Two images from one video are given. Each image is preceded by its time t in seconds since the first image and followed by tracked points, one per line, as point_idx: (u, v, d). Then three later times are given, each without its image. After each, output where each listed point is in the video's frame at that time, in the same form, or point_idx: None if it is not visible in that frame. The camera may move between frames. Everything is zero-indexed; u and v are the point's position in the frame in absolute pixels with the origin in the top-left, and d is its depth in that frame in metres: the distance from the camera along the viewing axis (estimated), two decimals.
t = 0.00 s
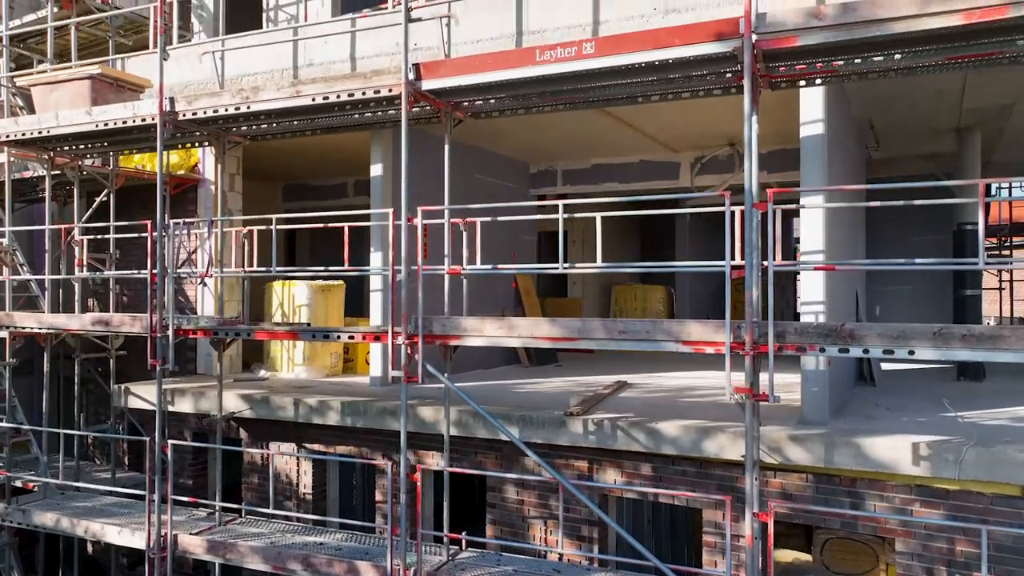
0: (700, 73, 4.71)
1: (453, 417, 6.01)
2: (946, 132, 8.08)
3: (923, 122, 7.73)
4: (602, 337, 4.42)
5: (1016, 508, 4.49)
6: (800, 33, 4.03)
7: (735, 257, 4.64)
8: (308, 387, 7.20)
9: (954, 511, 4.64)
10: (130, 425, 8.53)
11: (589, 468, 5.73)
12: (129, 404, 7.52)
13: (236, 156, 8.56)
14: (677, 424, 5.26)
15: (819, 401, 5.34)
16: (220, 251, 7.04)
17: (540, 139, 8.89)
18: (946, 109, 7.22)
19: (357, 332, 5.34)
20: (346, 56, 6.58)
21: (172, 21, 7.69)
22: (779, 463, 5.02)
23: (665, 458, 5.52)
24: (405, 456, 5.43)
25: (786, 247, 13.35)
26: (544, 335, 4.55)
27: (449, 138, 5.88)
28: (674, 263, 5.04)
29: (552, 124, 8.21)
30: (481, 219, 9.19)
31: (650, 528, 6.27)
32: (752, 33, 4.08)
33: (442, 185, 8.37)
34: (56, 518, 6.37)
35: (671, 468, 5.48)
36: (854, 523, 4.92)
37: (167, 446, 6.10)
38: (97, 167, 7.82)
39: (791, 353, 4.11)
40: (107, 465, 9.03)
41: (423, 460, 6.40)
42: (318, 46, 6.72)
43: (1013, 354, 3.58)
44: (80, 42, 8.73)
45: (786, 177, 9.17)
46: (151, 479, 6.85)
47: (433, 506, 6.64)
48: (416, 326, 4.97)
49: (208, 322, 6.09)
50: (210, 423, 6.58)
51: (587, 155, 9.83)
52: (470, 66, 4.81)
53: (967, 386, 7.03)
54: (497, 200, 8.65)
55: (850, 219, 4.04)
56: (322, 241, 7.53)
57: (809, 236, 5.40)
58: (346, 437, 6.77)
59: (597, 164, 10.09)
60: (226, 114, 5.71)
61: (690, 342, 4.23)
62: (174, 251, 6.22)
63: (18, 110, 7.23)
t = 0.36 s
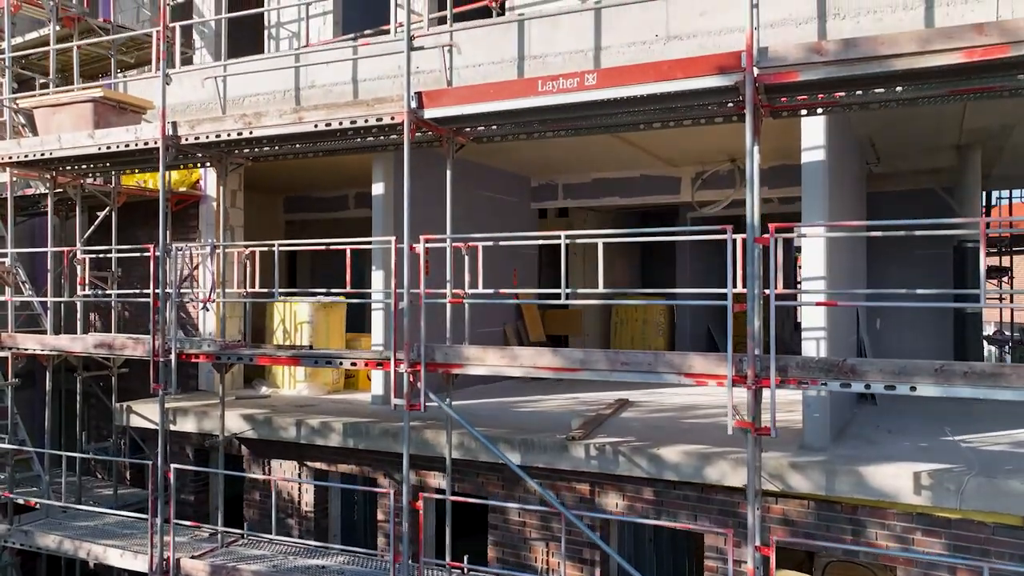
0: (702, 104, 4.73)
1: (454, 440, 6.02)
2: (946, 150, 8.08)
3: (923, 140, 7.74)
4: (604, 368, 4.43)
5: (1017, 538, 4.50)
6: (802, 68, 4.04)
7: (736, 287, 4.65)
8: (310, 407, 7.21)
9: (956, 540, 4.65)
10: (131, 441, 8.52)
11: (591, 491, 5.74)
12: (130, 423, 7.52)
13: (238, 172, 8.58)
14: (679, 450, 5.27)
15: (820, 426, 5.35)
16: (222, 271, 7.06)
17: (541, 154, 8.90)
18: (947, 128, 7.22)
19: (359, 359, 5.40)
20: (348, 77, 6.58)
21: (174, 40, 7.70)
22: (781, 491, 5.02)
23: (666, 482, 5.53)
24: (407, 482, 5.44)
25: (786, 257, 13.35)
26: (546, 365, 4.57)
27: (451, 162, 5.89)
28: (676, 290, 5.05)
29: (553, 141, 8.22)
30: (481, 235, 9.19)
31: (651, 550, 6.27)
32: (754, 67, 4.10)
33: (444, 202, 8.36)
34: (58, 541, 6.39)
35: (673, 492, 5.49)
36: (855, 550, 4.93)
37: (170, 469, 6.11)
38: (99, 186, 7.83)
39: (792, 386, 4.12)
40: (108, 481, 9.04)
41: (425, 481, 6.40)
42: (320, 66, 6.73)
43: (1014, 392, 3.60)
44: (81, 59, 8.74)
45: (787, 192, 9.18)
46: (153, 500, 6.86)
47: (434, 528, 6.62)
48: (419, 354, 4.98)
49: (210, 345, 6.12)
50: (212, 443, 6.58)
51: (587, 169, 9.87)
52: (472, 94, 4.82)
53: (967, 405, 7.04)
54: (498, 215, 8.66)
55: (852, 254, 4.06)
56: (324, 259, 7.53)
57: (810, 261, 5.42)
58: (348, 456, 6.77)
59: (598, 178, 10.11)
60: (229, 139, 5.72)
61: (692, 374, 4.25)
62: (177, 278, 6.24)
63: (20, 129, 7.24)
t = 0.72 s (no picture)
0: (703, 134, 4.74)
1: (454, 465, 6.01)
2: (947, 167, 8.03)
3: (924, 158, 7.69)
4: (605, 401, 4.43)
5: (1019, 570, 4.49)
6: (803, 103, 4.05)
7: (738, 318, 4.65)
8: (310, 427, 7.20)
9: (958, 571, 4.64)
10: (131, 458, 8.53)
11: (592, 515, 5.73)
12: (131, 442, 7.51)
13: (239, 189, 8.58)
14: (680, 478, 5.27)
15: (821, 453, 5.34)
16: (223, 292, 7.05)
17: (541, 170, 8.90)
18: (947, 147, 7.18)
19: (360, 386, 5.40)
20: (348, 99, 6.58)
21: (175, 59, 7.70)
22: (782, 519, 5.02)
23: (668, 508, 5.52)
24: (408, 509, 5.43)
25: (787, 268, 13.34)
26: (548, 397, 4.57)
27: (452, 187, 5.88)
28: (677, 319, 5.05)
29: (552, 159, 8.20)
30: (482, 250, 9.19)
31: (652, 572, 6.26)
32: (756, 102, 4.10)
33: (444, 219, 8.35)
34: (59, 564, 6.39)
35: (673, 518, 5.48)
36: None
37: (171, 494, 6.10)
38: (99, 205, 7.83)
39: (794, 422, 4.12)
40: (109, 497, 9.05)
41: (425, 502, 6.38)
42: (320, 87, 6.71)
43: (1016, 431, 3.60)
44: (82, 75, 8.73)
45: (787, 209, 9.17)
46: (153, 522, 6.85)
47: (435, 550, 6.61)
48: (420, 383, 4.98)
49: (211, 368, 6.12)
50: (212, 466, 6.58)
51: (587, 185, 9.87)
52: (473, 124, 4.82)
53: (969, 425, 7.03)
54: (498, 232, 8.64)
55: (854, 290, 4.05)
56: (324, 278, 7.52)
57: (811, 288, 5.41)
58: (348, 476, 6.77)
59: (598, 193, 10.11)
60: (229, 164, 5.72)
61: (694, 408, 4.25)
62: (177, 302, 6.24)
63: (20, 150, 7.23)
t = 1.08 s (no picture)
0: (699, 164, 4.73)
1: (451, 487, 6.00)
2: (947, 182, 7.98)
3: (922, 174, 7.64)
4: (601, 431, 4.43)
5: None
6: (799, 135, 4.03)
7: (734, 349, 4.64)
8: (308, 445, 7.19)
9: None
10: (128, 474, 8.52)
11: (588, 537, 5.72)
12: (128, 460, 7.50)
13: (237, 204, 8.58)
14: (676, 503, 5.27)
15: (818, 478, 5.33)
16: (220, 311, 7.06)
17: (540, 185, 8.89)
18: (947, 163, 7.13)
19: (356, 411, 5.39)
20: (345, 119, 6.56)
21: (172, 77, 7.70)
22: (779, 546, 5.01)
23: (664, 532, 5.51)
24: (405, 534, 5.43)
25: (785, 278, 13.32)
26: (544, 426, 4.57)
27: (449, 210, 5.87)
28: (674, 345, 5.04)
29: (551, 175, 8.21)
30: (479, 265, 9.18)
31: None
32: (752, 133, 4.10)
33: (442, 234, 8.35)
34: None
35: (670, 542, 5.48)
36: None
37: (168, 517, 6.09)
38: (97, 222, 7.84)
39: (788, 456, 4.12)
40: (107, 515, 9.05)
41: (422, 522, 6.37)
42: (317, 106, 6.69)
43: (1011, 468, 3.59)
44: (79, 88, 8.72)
45: (786, 224, 9.16)
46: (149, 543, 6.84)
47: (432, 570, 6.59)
48: (416, 410, 4.98)
49: (207, 390, 6.11)
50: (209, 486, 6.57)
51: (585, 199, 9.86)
52: (470, 151, 4.81)
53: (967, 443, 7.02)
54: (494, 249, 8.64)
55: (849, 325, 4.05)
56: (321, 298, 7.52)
57: (809, 314, 5.41)
58: (345, 494, 6.76)
59: (596, 206, 10.11)
60: (226, 187, 5.72)
61: (689, 440, 4.26)
62: (174, 323, 6.24)
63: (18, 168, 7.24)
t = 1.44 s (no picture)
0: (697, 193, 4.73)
1: (449, 509, 5.99)
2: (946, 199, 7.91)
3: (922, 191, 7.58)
4: (599, 460, 4.43)
5: None
6: (797, 168, 4.03)
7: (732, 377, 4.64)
8: (306, 464, 7.19)
9: None
10: (127, 491, 8.51)
11: (587, 560, 5.71)
12: (127, 478, 7.49)
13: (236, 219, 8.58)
14: (675, 528, 5.26)
15: (816, 503, 5.32)
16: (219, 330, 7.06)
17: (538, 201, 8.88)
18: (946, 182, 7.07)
19: (355, 435, 5.39)
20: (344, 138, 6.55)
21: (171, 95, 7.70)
22: (778, 573, 5.00)
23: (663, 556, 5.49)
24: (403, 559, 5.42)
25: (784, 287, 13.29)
26: (542, 455, 4.56)
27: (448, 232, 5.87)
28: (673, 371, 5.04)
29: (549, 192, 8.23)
30: (478, 280, 9.18)
31: None
32: (750, 165, 4.10)
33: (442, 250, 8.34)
34: None
35: (669, 566, 5.46)
36: None
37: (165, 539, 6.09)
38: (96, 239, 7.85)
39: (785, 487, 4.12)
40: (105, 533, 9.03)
41: (421, 541, 6.36)
42: (316, 126, 6.68)
43: (1009, 504, 3.59)
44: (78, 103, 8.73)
45: (785, 239, 9.16)
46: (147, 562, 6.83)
47: None
48: (414, 437, 4.98)
49: (206, 412, 6.11)
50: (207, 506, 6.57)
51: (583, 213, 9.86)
52: (468, 179, 4.81)
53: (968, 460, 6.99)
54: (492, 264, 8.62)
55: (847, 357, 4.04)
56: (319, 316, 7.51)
57: (808, 339, 5.41)
58: (343, 512, 6.74)
59: (595, 219, 10.10)
60: (224, 211, 5.72)
61: (687, 471, 4.25)
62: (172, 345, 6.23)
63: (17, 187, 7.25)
